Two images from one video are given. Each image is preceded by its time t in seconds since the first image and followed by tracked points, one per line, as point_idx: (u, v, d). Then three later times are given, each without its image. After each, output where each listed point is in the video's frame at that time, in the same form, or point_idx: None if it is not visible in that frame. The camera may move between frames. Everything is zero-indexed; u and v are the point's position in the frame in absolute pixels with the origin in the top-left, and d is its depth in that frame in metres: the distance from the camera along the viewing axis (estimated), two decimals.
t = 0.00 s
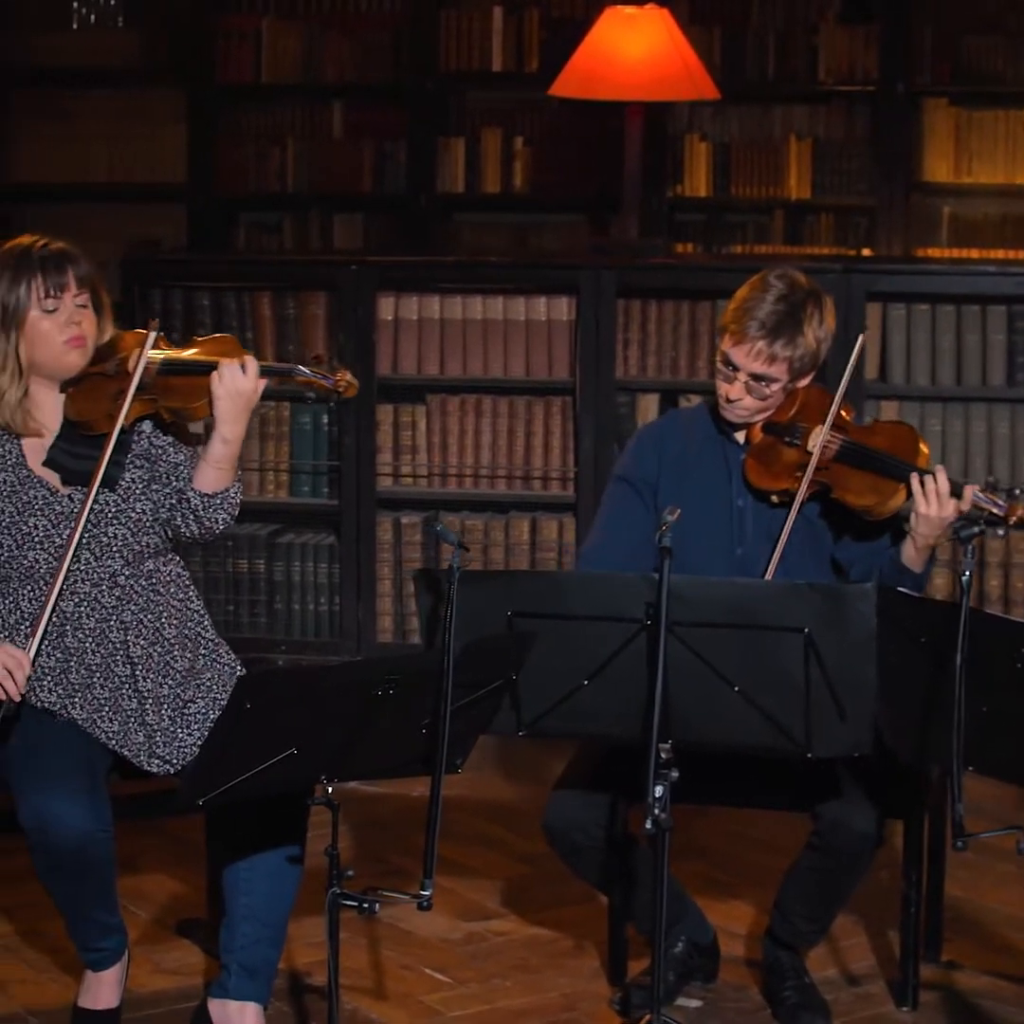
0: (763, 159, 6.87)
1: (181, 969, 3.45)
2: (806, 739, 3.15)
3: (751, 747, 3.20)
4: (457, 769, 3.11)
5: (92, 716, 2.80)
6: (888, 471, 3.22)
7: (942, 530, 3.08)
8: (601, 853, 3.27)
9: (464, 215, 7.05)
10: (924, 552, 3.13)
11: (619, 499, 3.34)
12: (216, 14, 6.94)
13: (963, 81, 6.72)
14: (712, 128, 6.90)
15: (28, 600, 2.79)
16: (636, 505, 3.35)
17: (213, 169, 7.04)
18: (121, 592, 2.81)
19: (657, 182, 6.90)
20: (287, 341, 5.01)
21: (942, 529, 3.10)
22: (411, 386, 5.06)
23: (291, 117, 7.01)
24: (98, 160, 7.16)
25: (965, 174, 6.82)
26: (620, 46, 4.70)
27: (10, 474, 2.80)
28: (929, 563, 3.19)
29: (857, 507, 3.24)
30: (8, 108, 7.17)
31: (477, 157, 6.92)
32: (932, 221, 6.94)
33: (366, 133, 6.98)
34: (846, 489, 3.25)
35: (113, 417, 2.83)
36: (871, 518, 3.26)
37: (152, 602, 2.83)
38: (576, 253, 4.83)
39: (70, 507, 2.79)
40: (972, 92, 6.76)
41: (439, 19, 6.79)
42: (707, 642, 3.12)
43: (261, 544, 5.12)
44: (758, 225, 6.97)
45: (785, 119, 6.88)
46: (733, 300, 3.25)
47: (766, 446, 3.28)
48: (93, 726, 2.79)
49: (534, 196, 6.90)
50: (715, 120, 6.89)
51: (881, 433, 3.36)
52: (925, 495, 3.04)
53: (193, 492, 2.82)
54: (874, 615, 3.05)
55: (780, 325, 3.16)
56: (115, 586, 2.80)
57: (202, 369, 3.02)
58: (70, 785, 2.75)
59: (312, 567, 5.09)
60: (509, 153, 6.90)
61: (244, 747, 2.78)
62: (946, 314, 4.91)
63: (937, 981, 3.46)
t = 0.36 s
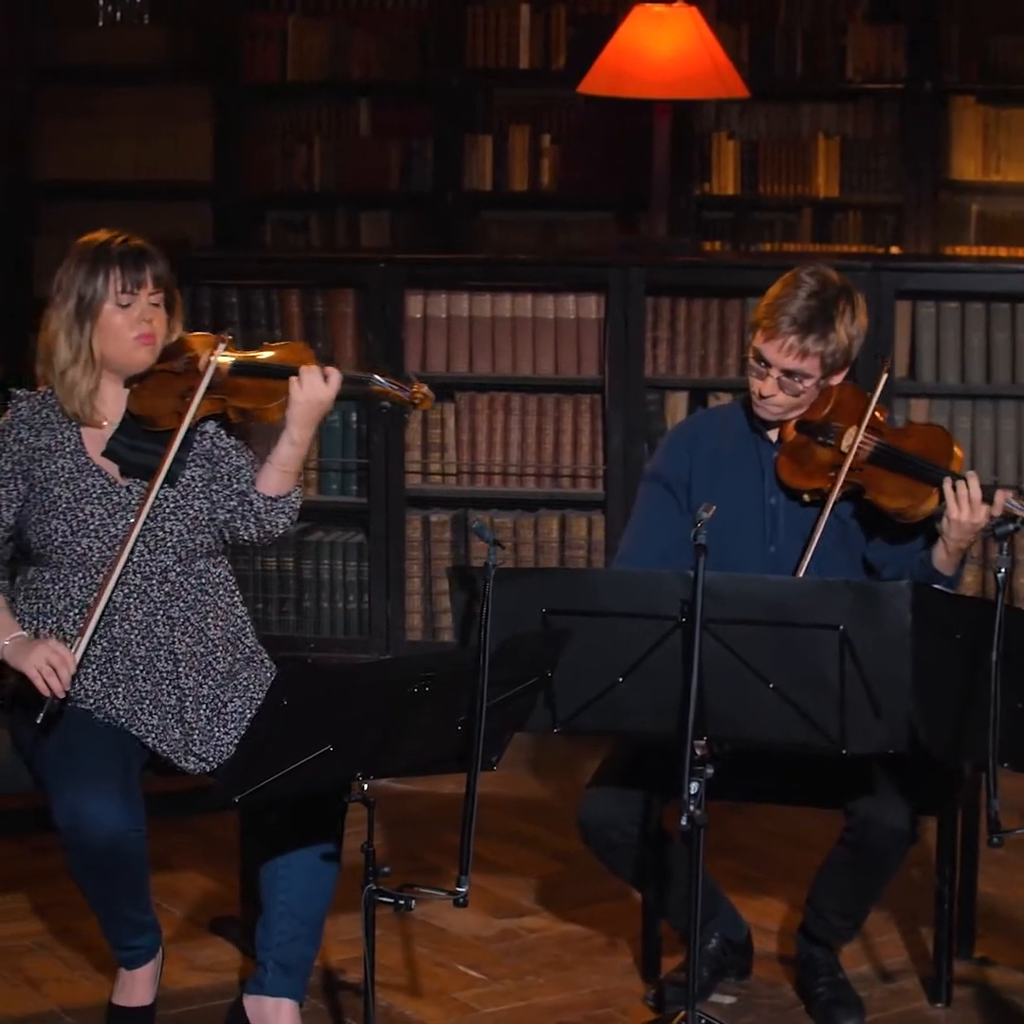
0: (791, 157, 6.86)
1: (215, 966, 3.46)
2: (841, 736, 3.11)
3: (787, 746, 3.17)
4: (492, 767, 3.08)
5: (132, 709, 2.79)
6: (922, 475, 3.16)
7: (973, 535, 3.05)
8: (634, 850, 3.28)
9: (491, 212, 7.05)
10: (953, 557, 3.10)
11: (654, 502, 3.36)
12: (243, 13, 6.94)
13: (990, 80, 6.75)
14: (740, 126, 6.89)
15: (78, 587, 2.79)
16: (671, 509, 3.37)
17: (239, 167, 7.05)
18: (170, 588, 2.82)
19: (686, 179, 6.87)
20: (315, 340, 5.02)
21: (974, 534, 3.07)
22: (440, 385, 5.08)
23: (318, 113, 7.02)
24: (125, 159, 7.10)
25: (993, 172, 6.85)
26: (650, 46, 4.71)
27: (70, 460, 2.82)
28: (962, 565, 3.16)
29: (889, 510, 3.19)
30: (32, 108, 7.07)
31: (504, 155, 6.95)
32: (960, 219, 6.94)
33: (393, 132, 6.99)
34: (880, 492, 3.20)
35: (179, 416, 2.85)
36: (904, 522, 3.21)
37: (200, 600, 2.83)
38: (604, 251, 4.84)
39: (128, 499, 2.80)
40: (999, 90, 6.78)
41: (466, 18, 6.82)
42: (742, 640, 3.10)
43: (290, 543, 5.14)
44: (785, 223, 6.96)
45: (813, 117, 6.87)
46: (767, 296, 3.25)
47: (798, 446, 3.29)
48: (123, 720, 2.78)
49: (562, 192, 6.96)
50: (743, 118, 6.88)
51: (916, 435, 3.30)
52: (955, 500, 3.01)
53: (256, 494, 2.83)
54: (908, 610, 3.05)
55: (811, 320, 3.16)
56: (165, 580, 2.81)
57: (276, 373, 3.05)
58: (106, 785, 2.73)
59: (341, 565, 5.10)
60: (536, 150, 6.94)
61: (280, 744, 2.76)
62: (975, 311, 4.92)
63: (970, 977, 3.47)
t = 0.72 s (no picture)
0: (793, 155, 6.86)
1: (223, 963, 3.45)
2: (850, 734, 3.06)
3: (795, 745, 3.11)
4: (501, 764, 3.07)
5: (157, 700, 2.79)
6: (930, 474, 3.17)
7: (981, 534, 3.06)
8: (644, 845, 3.29)
9: (494, 210, 7.11)
10: (960, 556, 3.11)
11: (657, 490, 3.34)
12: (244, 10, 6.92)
13: (992, 80, 6.79)
14: (743, 125, 6.89)
15: (122, 575, 2.77)
16: (674, 499, 3.35)
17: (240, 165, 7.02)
18: (210, 584, 2.80)
19: (689, 177, 6.88)
20: (319, 338, 5.02)
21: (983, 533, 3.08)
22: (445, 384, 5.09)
23: (319, 110, 7.04)
24: (128, 158, 6.94)
25: (996, 172, 6.87)
26: (654, 44, 4.74)
27: (118, 451, 2.78)
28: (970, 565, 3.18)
29: (896, 508, 3.20)
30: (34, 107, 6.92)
31: (507, 154, 6.98)
32: (963, 218, 6.95)
33: (395, 129, 7.00)
34: (887, 490, 3.21)
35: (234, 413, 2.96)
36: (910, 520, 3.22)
37: (237, 601, 2.82)
38: (608, 249, 4.86)
39: (178, 493, 2.79)
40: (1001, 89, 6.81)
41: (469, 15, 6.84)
42: (753, 638, 3.06)
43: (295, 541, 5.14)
44: (787, 221, 6.98)
45: (815, 115, 6.88)
46: (785, 288, 3.26)
47: (808, 442, 3.29)
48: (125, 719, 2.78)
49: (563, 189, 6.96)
50: (746, 117, 6.89)
51: (926, 434, 3.31)
52: (961, 499, 3.03)
53: (312, 502, 2.84)
54: (918, 610, 3.01)
55: (824, 311, 3.17)
56: (206, 578, 2.80)
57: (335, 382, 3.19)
58: (111, 787, 2.72)
59: (345, 563, 5.10)
60: (538, 147, 6.98)
61: (288, 744, 2.71)
62: (978, 310, 4.94)
63: (976, 974, 3.48)
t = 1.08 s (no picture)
0: (786, 154, 6.87)
1: (222, 960, 3.44)
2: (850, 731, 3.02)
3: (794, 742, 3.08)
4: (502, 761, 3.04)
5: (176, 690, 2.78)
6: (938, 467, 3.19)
7: (992, 525, 3.06)
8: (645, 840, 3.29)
9: (484, 208, 7.10)
10: (972, 547, 3.11)
11: (655, 479, 3.36)
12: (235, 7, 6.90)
13: (982, 78, 6.81)
14: (734, 124, 6.90)
15: (155, 567, 2.76)
16: (671, 489, 3.36)
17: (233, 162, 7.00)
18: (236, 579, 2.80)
19: (681, 175, 6.90)
20: (312, 335, 5.00)
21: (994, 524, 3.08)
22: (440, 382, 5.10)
23: (312, 109, 7.01)
24: (118, 158, 6.93)
25: (986, 169, 6.88)
26: (648, 42, 4.75)
27: (154, 440, 2.76)
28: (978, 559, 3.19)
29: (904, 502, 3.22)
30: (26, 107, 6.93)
31: (499, 153, 6.99)
32: (952, 219, 7.00)
33: (389, 127, 7.01)
34: (895, 484, 3.22)
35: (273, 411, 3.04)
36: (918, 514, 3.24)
37: (260, 599, 2.83)
38: (601, 247, 4.88)
39: (213, 488, 2.79)
40: (991, 87, 6.83)
41: (460, 11, 6.84)
42: (754, 635, 3.02)
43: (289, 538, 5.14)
44: (779, 220, 6.96)
45: (806, 114, 6.90)
46: (789, 285, 3.28)
47: (812, 437, 3.29)
48: (132, 715, 2.78)
49: (555, 188, 7.01)
50: (737, 116, 6.90)
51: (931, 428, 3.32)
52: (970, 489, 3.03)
53: (352, 501, 2.96)
54: (919, 608, 2.99)
55: (830, 305, 3.19)
56: (234, 573, 2.80)
57: (368, 379, 3.33)
58: (120, 781, 2.69)
59: (338, 562, 5.10)
60: (530, 147, 7.00)
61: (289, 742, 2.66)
62: (971, 308, 4.96)
63: (974, 971, 3.49)
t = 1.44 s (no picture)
0: (776, 154, 6.90)
1: (217, 956, 3.44)
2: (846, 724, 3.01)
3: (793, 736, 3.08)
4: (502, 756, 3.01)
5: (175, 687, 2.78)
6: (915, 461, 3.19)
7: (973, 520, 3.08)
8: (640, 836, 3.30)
9: (474, 205, 7.13)
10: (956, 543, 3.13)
11: (642, 476, 3.37)
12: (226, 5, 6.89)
13: (972, 76, 6.83)
14: (724, 122, 6.92)
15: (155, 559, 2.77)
16: (657, 486, 3.37)
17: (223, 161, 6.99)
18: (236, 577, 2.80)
19: (672, 174, 6.93)
20: (307, 332, 5.01)
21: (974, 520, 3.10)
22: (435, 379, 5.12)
23: (302, 107, 6.99)
24: (109, 155, 7.00)
25: (975, 168, 6.91)
26: (640, 42, 4.76)
27: (160, 434, 2.76)
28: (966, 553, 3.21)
29: (881, 497, 3.22)
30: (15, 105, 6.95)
31: (489, 150, 6.98)
32: (942, 216, 7.04)
33: (378, 124, 6.99)
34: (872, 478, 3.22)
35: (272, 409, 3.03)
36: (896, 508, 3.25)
37: (258, 599, 2.83)
38: (595, 245, 4.89)
39: (214, 486, 2.79)
40: (980, 86, 6.86)
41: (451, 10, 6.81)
42: (750, 632, 3.00)
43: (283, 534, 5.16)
44: (768, 217, 7.06)
45: (796, 112, 6.91)
46: (758, 284, 3.28)
47: (789, 436, 3.29)
48: (131, 711, 2.76)
49: (545, 187, 7.01)
50: (727, 114, 6.92)
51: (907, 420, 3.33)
52: (947, 488, 3.05)
53: (351, 500, 2.95)
54: (914, 603, 2.95)
55: (799, 306, 3.19)
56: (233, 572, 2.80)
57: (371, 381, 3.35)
58: (119, 777, 2.69)
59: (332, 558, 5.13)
60: (520, 144, 6.99)
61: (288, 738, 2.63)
62: (963, 305, 4.99)
63: (966, 965, 3.51)
